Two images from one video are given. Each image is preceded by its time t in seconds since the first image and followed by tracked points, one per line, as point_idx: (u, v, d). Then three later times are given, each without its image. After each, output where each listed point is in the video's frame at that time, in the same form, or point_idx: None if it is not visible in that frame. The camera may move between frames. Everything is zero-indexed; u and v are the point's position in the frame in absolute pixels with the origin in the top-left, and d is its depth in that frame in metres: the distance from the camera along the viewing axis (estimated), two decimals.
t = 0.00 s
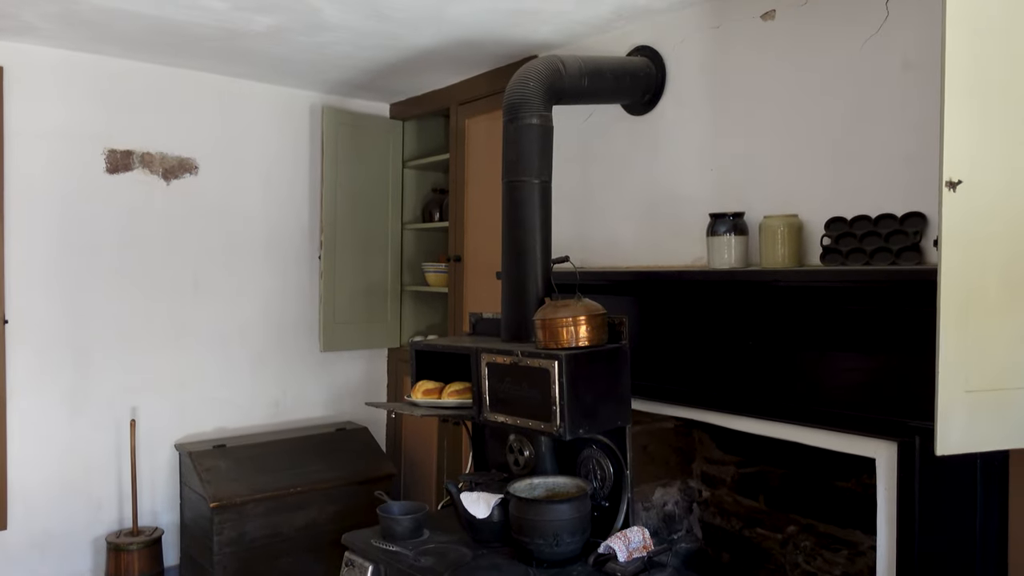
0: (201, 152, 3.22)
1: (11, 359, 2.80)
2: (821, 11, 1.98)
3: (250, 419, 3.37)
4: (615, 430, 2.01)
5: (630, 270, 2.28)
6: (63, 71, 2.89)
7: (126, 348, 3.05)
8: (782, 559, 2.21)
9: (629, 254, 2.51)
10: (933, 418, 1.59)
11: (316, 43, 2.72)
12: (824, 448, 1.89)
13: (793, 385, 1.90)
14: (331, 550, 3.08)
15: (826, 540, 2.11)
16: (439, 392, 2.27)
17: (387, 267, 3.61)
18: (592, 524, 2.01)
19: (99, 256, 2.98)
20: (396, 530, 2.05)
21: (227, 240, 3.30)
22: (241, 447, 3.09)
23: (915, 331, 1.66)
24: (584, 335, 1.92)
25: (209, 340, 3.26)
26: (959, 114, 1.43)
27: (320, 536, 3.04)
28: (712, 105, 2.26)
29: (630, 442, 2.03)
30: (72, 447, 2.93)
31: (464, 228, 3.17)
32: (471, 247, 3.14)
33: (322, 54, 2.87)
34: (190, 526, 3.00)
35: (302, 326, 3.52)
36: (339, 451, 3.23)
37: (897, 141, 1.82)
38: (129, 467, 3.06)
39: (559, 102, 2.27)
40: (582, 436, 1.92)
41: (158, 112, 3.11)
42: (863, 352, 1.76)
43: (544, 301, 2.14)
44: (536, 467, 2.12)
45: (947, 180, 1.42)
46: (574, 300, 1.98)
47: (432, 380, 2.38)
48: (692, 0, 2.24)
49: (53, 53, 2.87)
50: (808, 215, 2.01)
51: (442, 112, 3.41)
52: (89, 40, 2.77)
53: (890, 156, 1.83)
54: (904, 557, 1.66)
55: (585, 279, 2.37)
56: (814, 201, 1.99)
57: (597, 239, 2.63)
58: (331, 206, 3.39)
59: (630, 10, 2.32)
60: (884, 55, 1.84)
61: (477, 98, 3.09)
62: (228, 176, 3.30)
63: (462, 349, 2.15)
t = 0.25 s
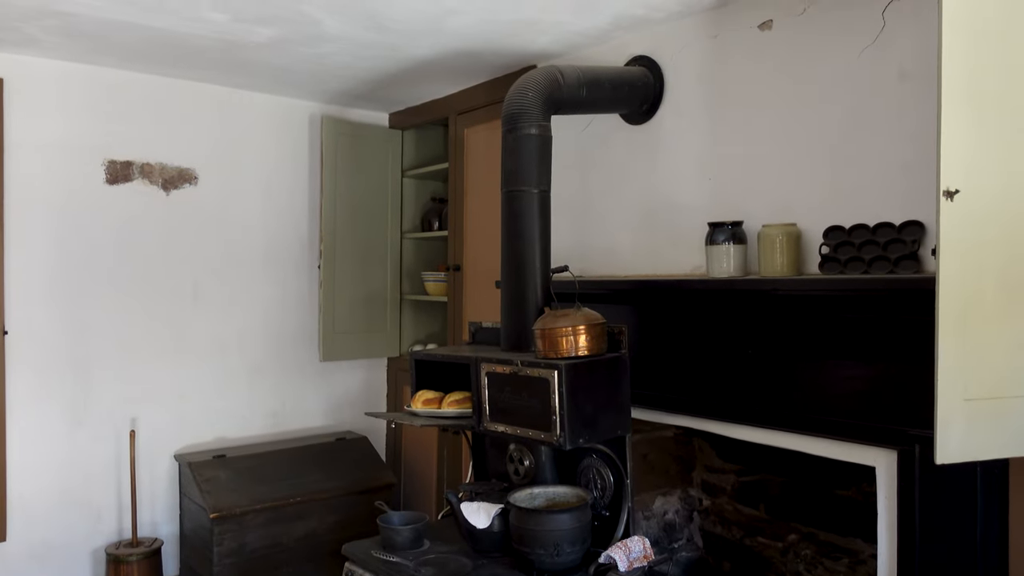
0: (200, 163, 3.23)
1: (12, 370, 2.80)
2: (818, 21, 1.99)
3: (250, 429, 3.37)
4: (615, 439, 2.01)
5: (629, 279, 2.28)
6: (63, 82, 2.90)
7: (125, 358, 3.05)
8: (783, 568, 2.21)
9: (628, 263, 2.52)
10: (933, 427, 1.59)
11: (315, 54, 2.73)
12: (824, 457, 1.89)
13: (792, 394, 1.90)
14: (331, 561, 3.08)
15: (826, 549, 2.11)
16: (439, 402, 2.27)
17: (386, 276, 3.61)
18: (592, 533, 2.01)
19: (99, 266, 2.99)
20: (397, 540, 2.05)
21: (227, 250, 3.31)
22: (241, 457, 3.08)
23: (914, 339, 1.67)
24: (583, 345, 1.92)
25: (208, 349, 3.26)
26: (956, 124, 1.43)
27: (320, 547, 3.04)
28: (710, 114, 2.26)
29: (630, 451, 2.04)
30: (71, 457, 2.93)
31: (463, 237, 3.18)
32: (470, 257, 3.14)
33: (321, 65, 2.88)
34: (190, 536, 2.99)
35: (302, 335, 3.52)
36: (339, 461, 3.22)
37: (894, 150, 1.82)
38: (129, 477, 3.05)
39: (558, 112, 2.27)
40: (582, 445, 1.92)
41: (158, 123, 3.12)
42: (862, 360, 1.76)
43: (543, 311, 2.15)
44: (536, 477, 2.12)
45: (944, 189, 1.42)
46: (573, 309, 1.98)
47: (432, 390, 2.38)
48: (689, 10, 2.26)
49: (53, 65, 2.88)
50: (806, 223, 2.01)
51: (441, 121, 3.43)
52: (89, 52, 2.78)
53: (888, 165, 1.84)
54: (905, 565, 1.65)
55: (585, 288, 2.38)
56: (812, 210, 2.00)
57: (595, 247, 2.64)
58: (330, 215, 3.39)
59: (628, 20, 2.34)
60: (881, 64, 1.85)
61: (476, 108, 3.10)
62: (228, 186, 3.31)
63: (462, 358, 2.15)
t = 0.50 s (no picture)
0: (201, 173, 3.24)
1: (12, 380, 2.80)
2: (815, 30, 2.00)
3: (250, 438, 3.37)
4: (616, 447, 2.01)
5: (628, 287, 2.29)
6: (63, 93, 2.91)
7: (126, 368, 3.05)
8: None
9: (627, 271, 2.52)
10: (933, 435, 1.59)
11: (315, 64, 2.75)
12: (825, 464, 1.89)
13: (793, 401, 1.90)
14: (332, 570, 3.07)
15: (828, 557, 2.11)
16: (440, 411, 2.27)
17: (387, 285, 3.62)
18: (594, 542, 2.01)
19: (100, 276, 2.99)
20: (398, 549, 2.05)
21: (227, 259, 3.31)
22: (242, 466, 3.08)
23: (914, 347, 1.67)
24: (583, 353, 1.92)
25: (209, 359, 3.26)
26: (953, 133, 1.44)
27: (321, 556, 3.03)
28: (708, 123, 2.27)
29: (631, 459, 2.04)
30: (72, 468, 2.93)
31: (463, 246, 3.19)
32: (471, 265, 3.15)
33: (321, 75, 2.90)
34: (191, 546, 2.99)
35: (303, 344, 3.53)
36: (340, 470, 3.22)
37: (892, 158, 1.83)
38: (130, 487, 3.05)
39: (557, 121, 2.28)
40: (582, 454, 1.92)
41: (158, 134, 3.13)
42: (862, 367, 1.77)
43: (544, 319, 2.15)
44: (537, 485, 2.12)
45: (941, 198, 1.43)
46: (573, 317, 1.98)
47: (433, 399, 2.38)
48: (687, 20, 2.27)
49: (54, 76, 2.89)
50: (805, 231, 2.02)
51: (441, 130, 3.44)
52: (90, 63, 2.80)
53: (886, 173, 1.84)
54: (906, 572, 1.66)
55: (585, 296, 2.38)
56: (811, 218, 2.00)
57: (595, 255, 2.64)
58: (330, 224, 3.40)
59: (626, 29, 2.35)
60: (878, 73, 1.86)
61: (475, 117, 3.11)
62: (228, 196, 3.31)
63: (462, 367, 2.15)
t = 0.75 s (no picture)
0: (202, 180, 3.25)
1: (15, 388, 2.81)
2: (814, 37, 2.01)
3: (252, 444, 3.37)
4: (617, 452, 2.02)
5: (629, 292, 2.29)
6: (65, 101, 2.92)
7: (128, 374, 3.06)
8: None
9: (628, 276, 2.53)
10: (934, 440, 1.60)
11: (316, 71, 2.76)
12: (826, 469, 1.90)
13: (793, 407, 1.91)
14: None
15: (831, 561, 2.11)
16: (441, 416, 2.28)
17: (388, 291, 3.63)
18: (595, 547, 2.01)
19: (102, 283, 3.00)
20: (400, 555, 2.04)
21: (228, 265, 3.32)
22: (243, 473, 3.09)
23: (914, 352, 1.67)
24: (584, 359, 1.93)
25: (210, 365, 3.27)
26: (952, 139, 1.45)
27: (323, 562, 3.03)
28: (708, 129, 2.28)
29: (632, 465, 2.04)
30: (74, 474, 2.93)
31: (464, 252, 3.20)
32: (472, 271, 3.16)
33: (322, 82, 2.91)
34: (193, 552, 2.99)
35: (304, 350, 3.53)
36: (341, 476, 3.22)
37: (891, 164, 1.84)
38: (131, 494, 3.05)
39: (557, 127, 2.29)
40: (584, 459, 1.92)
41: (160, 141, 3.14)
42: (862, 372, 1.77)
43: (544, 325, 2.16)
44: (539, 491, 2.13)
45: (941, 205, 1.44)
46: (574, 323, 1.99)
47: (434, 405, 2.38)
48: (686, 27, 2.28)
49: (56, 85, 2.90)
50: (805, 237, 2.02)
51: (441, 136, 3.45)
52: (92, 72, 2.81)
53: (885, 179, 1.85)
54: None
55: (586, 301, 2.39)
56: (811, 223, 2.01)
57: (595, 261, 2.65)
58: (331, 230, 3.41)
59: (626, 36, 2.36)
60: (877, 79, 1.87)
61: (476, 123, 3.13)
62: (229, 203, 3.33)
63: (464, 373, 2.15)
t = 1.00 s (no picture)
0: (206, 185, 3.26)
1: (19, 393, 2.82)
2: (814, 42, 2.02)
3: (255, 448, 3.38)
4: (621, 455, 2.02)
5: (632, 295, 2.30)
6: (69, 107, 2.93)
7: (132, 379, 3.07)
8: None
9: (630, 280, 2.54)
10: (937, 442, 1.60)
11: (319, 76, 2.77)
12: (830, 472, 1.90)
13: (796, 409, 1.92)
14: None
15: (834, 564, 2.12)
16: (445, 420, 2.28)
17: (390, 295, 3.64)
18: (599, 550, 2.02)
19: (105, 288, 3.01)
20: (405, 558, 2.05)
21: (231, 270, 3.33)
22: (247, 477, 3.09)
23: (917, 355, 1.68)
24: (588, 362, 1.94)
25: (214, 369, 3.28)
26: (953, 143, 1.46)
27: (326, 566, 3.04)
28: (709, 133, 2.29)
29: (635, 468, 2.05)
30: (79, 479, 2.94)
31: (466, 256, 3.21)
32: (474, 274, 3.17)
33: (325, 87, 2.92)
34: (197, 556, 3.00)
35: (307, 353, 3.54)
36: (344, 479, 3.23)
37: (893, 167, 1.85)
38: (135, 498, 3.06)
39: (560, 131, 2.30)
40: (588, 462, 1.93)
41: (163, 146, 3.16)
42: (865, 375, 1.78)
43: (547, 328, 2.17)
44: (543, 493, 2.13)
45: (942, 208, 1.45)
46: (577, 326, 2.00)
47: (438, 408, 2.39)
48: (687, 31, 2.29)
49: (60, 91, 2.92)
50: (807, 239, 2.03)
51: (443, 140, 3.46)
52: (96, 78, 2.83)
53: (886, 183, 1.86)
54: None
55: (589, 304, 2.40)
56: (813, 226, 2.02)
57: (598, 264, 2.66)
58: (333, 234, 3.42)
59: (627, 41, 2.37)
60: (878, 84, 1.88)
61: (478, 127, 3.14)
62: (232, 207, 3.34)
63: (467, 376, 2.16)
